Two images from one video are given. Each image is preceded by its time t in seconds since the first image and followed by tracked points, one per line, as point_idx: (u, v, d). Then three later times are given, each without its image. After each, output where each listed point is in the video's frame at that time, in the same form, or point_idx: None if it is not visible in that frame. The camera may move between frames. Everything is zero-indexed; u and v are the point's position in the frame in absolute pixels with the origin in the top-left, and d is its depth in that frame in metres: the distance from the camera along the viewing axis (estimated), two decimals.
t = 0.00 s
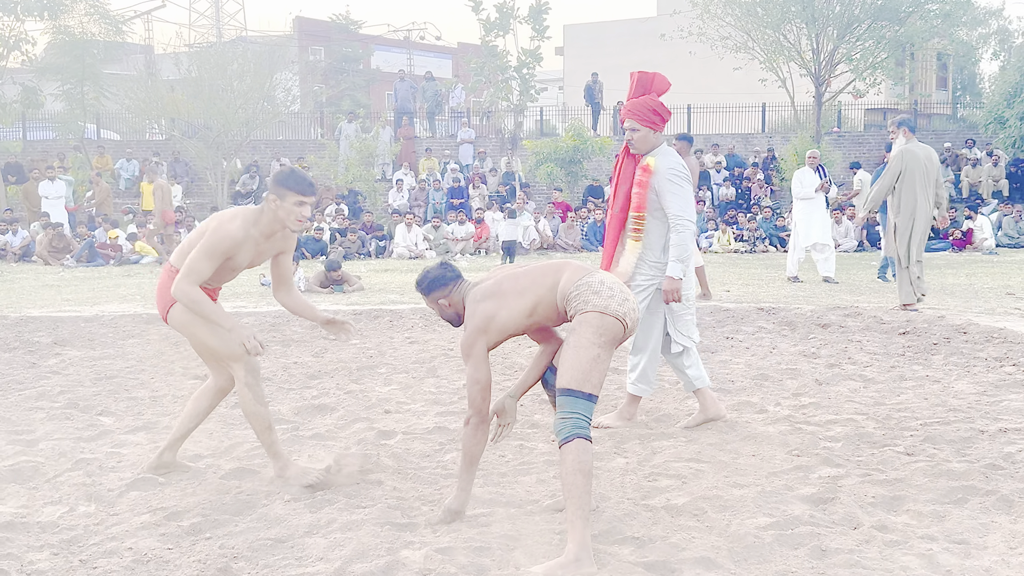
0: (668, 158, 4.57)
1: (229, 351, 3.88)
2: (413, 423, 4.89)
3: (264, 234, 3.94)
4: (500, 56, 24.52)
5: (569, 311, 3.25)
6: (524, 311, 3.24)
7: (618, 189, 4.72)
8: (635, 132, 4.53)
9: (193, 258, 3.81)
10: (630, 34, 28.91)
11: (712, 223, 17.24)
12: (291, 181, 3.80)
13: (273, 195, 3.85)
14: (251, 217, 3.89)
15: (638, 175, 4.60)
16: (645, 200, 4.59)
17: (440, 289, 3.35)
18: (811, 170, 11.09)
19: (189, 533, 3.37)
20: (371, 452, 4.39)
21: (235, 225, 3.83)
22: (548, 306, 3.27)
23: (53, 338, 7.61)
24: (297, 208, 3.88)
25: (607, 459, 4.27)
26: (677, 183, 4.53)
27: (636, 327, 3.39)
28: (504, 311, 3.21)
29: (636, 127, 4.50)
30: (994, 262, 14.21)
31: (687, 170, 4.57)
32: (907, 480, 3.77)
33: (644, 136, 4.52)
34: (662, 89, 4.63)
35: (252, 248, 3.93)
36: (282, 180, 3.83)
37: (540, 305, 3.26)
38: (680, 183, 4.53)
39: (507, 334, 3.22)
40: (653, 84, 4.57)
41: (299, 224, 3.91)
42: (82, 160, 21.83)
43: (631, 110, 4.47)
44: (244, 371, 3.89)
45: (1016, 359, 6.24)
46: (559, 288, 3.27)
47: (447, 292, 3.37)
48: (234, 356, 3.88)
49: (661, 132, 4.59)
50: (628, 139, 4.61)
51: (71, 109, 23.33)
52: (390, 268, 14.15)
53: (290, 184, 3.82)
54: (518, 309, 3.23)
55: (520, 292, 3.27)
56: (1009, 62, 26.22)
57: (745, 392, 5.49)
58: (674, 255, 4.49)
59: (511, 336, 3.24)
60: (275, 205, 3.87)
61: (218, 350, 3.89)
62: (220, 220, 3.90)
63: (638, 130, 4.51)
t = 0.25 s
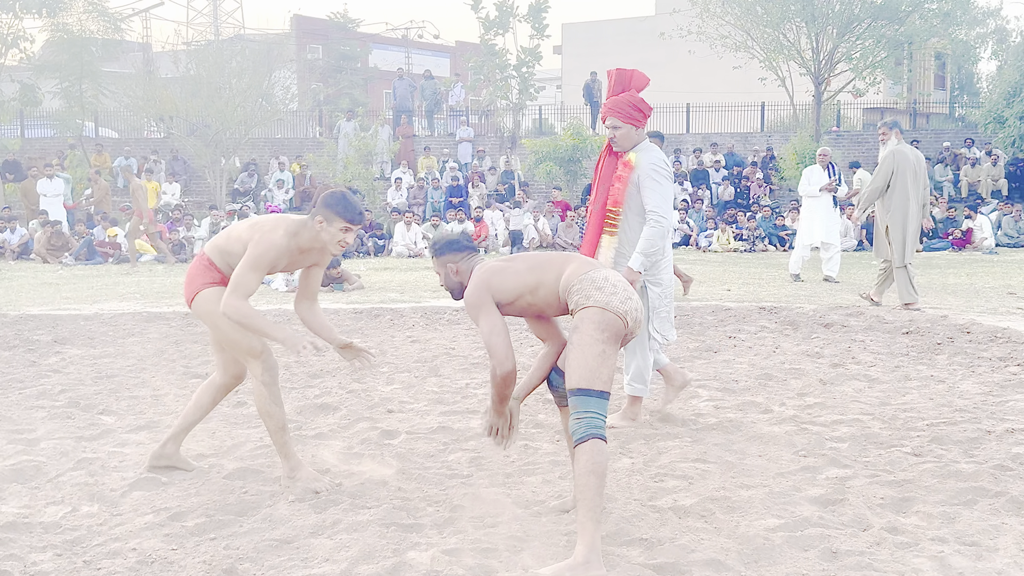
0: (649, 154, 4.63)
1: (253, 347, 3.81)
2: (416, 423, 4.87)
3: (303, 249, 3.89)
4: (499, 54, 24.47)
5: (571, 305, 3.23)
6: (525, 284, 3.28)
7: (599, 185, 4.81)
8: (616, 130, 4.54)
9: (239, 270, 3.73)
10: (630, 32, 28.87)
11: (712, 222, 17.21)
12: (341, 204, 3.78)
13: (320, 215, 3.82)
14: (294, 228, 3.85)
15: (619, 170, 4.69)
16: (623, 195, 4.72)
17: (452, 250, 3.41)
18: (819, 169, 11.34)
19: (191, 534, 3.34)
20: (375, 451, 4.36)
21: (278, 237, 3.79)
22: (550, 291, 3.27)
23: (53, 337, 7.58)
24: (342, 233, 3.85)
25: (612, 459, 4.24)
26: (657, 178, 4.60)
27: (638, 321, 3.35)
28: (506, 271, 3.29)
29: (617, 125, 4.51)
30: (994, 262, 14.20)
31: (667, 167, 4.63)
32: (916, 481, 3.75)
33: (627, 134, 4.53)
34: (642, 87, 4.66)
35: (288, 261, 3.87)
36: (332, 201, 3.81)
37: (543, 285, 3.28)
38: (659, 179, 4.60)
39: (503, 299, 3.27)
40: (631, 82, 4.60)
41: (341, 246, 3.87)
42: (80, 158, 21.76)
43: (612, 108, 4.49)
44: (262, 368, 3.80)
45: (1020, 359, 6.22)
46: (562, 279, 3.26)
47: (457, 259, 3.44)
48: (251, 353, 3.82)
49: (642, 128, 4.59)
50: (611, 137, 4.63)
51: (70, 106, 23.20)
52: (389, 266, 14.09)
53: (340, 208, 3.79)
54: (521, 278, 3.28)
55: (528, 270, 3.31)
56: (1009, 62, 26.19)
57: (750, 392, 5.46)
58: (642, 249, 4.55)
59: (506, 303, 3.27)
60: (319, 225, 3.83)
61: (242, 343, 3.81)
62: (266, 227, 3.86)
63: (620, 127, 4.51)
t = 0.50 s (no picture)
0: (641, 149, 4.66)
1: (261, 346, 3.85)
2: (420, 421, 4.85)
3: (324, 239, 3.88)
4: (501, 52, 24.42)
5: (580, 302, 3.21)
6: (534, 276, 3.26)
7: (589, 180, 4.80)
8: (608, 127, 4.54)
9: (277, 262, 3.67)
10: (631, 29, 28.82)
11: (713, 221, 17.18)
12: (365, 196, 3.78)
13: (344, 207, 3.80)
14: (317, 218, 3.84)
15: (612, 166, 4.71)
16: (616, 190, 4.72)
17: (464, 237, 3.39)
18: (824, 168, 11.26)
19: (197, 533, 3.32)
20: (380, 450, 4.34)
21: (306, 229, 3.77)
22: (560, 285, 3.26)
23: (56, 334, 7.57)
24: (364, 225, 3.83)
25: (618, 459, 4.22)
26: (652, 174, 4.63)
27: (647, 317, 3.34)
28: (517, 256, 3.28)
29: (609, 122, 4.50)
30: (996, 261, 14.19)
31: (660, 162, 4.67)
32: (923, 482, 3.73)
33: (619, 131, 4.53)
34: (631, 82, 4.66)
35: (311, 252, 3.85)
36: (356, 191, 3.80)
37: (552, 278, 3.26)
38: (653, 174, 4.63)
39: (512, 287, 3.24)
40: (621, 79, 4.63)
41: (363, 238, 3.85)
42: (80, 155, 21.73)
43: (603, 105, 4.47)
44: (267, 368, 3.84)
45: None
46: (572, 276, 3.25)
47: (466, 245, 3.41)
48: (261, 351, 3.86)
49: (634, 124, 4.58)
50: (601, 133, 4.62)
51: (71, 103, 23.16)
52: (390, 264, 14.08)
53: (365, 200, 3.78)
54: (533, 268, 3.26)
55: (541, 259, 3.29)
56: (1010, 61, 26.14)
57: (755, 392, 5.44)
58: (635, 245, 4.59)
59: (514, 291, 3.24)
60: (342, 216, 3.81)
61: (249, 341, 3.85)
62: (292, 219, 3.84)
63: (612, 124, 4.50)
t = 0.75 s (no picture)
0: (633, 146, 4.66)
1: (266, 342, 3.84)
2: (426, 419, 4.85)
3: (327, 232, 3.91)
4: (502, 50, 24.40)
5: (578, 297, 3.20)
6: (528, 265, 3.24)
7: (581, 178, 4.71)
8: (600, 125, 4.50)
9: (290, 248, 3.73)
10: (632, 27, 28.82)
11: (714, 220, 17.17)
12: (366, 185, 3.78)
13: (345, 198, 3.82)
14: (316, 216, 3.84)
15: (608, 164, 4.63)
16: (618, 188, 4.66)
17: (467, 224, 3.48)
18: (828, 168, 11.26)
19: (203, 530, 3.31)
20: (386, 447, 4.34)
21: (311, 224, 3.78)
22: (556, 275, 3.24)
23: (59, 331, 7.56)
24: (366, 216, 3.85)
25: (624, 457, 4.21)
26: (650, 172, 4.63)
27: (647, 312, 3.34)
28: (511, 242, 3.26)
29: (601, 120, 4.48)
30: (998, 261, 14.19)
31: (654, 159, 4.69)
32: (931, 481, 3.73)
33: (611, 129, 4.51)
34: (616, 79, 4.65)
35: (315, 246, 3.87)
36: (356, 184, 3.81)
37: (546, 268, 3.24)
38: (651, 171, 4.64)
39: (504, 267, 3.23)
40: (613, 78, 4.55)
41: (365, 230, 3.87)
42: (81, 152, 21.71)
43: (594, 104, 4.47)
44: (274, 364, 3.83)
45: None
46: (569, 270, 3.22)
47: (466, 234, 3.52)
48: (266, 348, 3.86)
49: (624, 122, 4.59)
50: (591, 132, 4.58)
51: (71, 100, 23.13)
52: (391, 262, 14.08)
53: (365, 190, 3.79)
54: (526, 257, 3.24)
55: (538, 250, 3.26)
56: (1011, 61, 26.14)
57: (759, 391, 5.43)
58: (647, 244, 4.61)
59: (506, 272, 3.23)
60: (343, 208, 3.83)
61: (254, 339, 3.85)
62: (294, 213, 3.88)
63: (603, 122, 4.49)
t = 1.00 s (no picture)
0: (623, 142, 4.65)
1: (262, 343, 3.93)
2: (434, 417, 4.86)
3: (317, 214, 4.10)
4: (504, 48, 24.39)
5: (575, 293, 3.21)
6: (526, 258, 3.24)
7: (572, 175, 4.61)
8: (591, 122, 4.44)
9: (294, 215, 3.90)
10: (634, 26, 28.83)
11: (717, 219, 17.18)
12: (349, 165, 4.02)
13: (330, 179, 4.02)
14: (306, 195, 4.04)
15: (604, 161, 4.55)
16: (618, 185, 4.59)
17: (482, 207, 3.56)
18: (830, 165, 11.24)
19: (215, 528, 3.32)
20: (395, 445, 4.36)
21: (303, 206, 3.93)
22: (553, 269, 3.24)
23: (65, 329, 7.57)
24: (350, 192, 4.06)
25: (633, 455, 4.22)
26: (645, 167, 4.66)
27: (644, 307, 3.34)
28: (511, 231, 3.26)
29: (592, 118, 4.42)
30: (1000, 260, 14.20)
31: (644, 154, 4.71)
32: (940, 479, 3.74)
33: (602, 127, 4.46)
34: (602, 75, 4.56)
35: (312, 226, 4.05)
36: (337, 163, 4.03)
37: (543, 260, 3.24)
38: (646, 166, 4.67)
39: (503, 256, 3.25)
40: (606, 76, 4.43)
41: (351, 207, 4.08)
42: (83, 150, 21.70)
43: (588, 101, 4.38)
44: (264, 365, 3.92)
45: None
46: (567, 269, 3.22)
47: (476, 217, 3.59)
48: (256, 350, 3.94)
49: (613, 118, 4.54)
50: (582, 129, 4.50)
51: (74, 98, 23.16)
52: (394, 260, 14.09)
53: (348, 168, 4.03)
54: (524, 249, 3.24)
55: (538, 241, 3.26)
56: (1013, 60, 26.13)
57: (767, 389, 5.44)
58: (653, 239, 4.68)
59: (504, 262, 3.24)
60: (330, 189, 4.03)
61: (249, 343, 3.93)
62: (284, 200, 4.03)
63: (594, 120, 4.43)
